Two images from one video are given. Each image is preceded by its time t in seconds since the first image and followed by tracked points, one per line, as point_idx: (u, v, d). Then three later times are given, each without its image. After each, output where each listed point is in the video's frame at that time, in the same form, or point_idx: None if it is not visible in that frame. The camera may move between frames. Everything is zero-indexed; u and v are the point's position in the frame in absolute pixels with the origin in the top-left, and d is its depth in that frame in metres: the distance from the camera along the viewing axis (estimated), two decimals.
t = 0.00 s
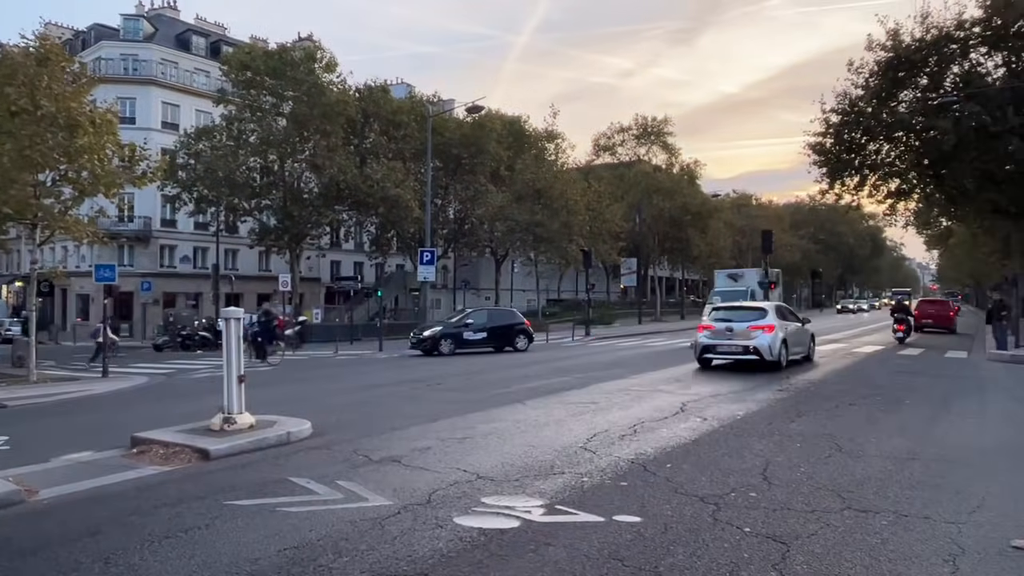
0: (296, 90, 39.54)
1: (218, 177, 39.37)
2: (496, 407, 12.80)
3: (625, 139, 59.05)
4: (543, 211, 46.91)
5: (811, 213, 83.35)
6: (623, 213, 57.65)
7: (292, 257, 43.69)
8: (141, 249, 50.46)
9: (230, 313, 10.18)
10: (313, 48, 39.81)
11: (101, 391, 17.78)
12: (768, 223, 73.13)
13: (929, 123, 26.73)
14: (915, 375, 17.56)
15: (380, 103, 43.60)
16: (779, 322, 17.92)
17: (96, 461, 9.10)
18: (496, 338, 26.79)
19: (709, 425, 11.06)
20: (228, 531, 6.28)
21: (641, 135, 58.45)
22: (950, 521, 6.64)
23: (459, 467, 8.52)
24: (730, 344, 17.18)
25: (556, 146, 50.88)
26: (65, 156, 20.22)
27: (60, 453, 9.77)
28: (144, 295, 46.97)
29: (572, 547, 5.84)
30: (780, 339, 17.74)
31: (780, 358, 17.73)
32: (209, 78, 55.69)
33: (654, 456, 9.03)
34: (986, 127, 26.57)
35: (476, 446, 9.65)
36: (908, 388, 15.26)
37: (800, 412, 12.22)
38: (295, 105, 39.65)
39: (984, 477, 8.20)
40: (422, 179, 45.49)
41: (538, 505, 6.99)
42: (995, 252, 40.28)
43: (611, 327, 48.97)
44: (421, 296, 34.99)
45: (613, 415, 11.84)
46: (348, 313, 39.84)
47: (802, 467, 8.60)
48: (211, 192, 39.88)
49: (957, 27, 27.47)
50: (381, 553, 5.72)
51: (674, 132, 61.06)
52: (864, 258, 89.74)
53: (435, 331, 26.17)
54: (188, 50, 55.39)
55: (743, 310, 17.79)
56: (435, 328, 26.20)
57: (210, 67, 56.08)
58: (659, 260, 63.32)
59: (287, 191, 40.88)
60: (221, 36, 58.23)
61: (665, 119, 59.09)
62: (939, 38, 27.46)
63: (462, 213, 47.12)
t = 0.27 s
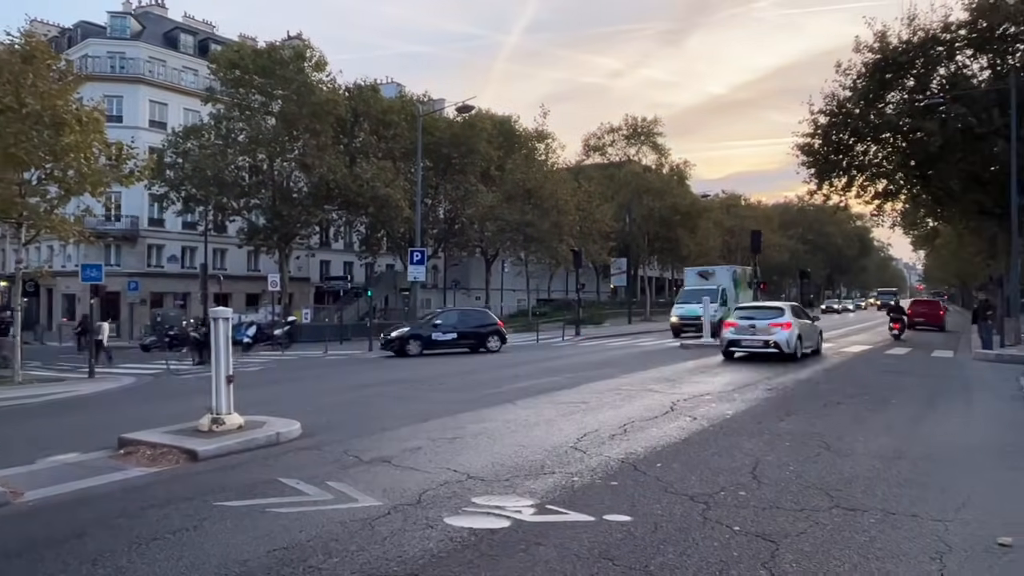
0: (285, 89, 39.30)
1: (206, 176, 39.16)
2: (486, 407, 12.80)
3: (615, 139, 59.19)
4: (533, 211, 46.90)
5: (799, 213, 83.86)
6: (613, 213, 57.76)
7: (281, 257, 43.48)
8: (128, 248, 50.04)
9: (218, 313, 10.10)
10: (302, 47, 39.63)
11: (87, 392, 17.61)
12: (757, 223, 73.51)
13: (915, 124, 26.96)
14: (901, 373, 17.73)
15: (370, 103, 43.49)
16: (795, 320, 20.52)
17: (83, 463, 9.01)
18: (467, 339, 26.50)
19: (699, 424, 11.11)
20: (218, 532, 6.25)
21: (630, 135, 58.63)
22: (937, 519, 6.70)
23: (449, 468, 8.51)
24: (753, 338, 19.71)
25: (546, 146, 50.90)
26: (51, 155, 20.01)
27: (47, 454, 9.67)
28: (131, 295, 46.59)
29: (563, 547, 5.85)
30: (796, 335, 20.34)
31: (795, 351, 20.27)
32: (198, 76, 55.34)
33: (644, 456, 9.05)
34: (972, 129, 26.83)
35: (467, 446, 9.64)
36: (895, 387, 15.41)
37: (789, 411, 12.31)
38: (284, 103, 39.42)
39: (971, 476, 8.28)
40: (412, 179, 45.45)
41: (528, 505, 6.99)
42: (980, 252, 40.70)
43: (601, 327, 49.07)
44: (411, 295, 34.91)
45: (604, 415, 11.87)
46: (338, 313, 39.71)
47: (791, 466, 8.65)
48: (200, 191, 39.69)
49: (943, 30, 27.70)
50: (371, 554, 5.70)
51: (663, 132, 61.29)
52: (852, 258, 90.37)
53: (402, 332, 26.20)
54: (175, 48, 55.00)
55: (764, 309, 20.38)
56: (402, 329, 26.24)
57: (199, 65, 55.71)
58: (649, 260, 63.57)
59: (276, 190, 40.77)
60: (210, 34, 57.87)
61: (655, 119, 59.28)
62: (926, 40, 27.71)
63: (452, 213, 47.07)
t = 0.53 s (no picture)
0: (276, 88, 39.10)
1: (197, 176, 38.99)
2: (477, 407, 12.81)
3: (607, 140, 59.33)
4: (526, 210, 46.91)
5: (789, 213, 84.29)
6: (605, 214, 57.84)
7: (273, 257, 43.32)
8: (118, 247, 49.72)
9: (209, 313, 10.04)
10: (294, 46, 39.48)
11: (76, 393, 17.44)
12: (748, 223, 73.85)
13: (905, 125, 27.13)
14: (892, 373, 17.84)
15: (362, 102, 43.43)
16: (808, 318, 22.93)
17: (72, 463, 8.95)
18: (437, 340, 26.50)
19: (690, 423, 11.16)
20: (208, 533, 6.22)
21: (623, 136, 58.75)
22: (926, 517, 6.75)
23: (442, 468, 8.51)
24: (770, 333, 22.11)
25: (538, 146, 50.96)
26: (39, 154, 19.84)
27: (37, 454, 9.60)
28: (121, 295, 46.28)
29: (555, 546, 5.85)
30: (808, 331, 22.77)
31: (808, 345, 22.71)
32: (188, 75, 55.05)
33: (635, 455, 9.07)
34: (961, 130, 27.03)
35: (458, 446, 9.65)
36: (885, 386, 15.51)
37: (779, 411, 12.40)
38: (276, 102, 39.23)
39: (960, 474, 8.36)
40: (404, 179, 45.37)
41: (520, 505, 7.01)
42: (968, 252, 40.97)
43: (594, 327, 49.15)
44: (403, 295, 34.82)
45: (595, 415, 11.91)
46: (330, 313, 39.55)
47: (781, 465, 8.69)
48: (190, 190, 39.54)
49: (933, 31, 27.86)
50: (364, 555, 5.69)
51: (655, 132, 61.44)
52: (842, 258, 90.77)
53: (369, 333, 26.07)
54: (166, 47, 54.69)
55: (780, 308, 22.76)
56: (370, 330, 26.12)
57: (189, 64, 55.41)
58: (641, 260, 63.73)
59: (267, 190, 40.66)
60: (200, 33, 57.59)
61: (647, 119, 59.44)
62: (915, 41, 27.88)
63: (444, 213, 47.06)
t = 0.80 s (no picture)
0: (269, 87, 38.88)
1: (190, 175, 38.83)
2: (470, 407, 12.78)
3: (601, 140, 59.40)
4: (520, 210, 46.90)
5: (783, 213, 84.56)
6: (599, 213, 57.84)
7: (266, 256, 43.18)
8: (111, 247, 49.47)
9: (201, 313, 9.99)
10: (287, 45, 39.23)
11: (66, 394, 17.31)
12: (742, 223, 74.06)
13: (897, 125, 27.27)
14: (885, 373, 17.91)
15: (355, 101, 43.34)
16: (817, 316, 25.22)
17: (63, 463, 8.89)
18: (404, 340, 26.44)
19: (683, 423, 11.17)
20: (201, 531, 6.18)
21: (617, 136, 58.84)
22: (919, 516, 6.77)
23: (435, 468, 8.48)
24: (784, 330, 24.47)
25: (532, 146, 50.98)
26: (31, 153, 19.70)
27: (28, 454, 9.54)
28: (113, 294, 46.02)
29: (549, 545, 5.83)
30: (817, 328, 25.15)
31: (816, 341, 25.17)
32: (181, 74, 54.85)
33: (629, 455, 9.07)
34: (953, 130, 27.17)
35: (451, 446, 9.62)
36: (878, 386, 15.58)
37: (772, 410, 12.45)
38: (269, 102, 39.01)
39: (951, 472, 8.42)
40: (398, 178, 45.30)
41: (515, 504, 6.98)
42: (960, 252, 41.17)
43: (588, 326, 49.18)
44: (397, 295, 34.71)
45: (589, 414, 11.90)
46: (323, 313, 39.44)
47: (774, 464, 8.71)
48: (183, 189, 39.42)
49: (925, 32, 28.01)
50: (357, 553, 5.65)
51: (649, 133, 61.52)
52: (835, 258, 91.07)
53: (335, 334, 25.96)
54: (159, 46, 54.47)
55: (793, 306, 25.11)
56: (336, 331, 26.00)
57: (182, 63, 55.22)
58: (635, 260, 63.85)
59: (260, 189, 40.61)
60: (193, 32, 57.36)
61: (641, 120, 59.54)
62: (908, 42, 28.02)
63: (438, 213, 47.03)
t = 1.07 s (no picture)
0: (266, 88, 38.90)
1: (185, 175, 38.72)
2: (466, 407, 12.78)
3: (597, 140, 59.44)
4: (516, 211, 46.89)
5: (778, 214, 84.77)
6: (596, 214, 57.87)
7: (262, 257, 43.11)
8: (106, 247, 49.35)
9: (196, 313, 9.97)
10: (283, 45, 39.26)
11: (62, 394, 17.28)
12: (738, 223, 74.23)
13: (892, 126, 27.36)
14: (880, 372, 17.96)
15: (351, 101, 43.32)
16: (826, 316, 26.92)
17: (57, 466, 8.84)
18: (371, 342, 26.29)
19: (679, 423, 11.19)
20: (199, 534, 6.18)
21: (613, 136, 59.02)
22: (913, 515, 6.83)
23: (432, 468, 8.49)
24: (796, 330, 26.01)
25: (529, 146, 51.02)
26: (25, 153, 19.60)
27: (22, 457, 9.48)
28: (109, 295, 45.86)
29: (547, 547, 5.86)
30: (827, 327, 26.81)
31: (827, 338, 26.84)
32: (177, 74, 54.72)
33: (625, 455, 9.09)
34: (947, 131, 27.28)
35: (448, 446, 9.63)
36: (874, 385, 15.61)
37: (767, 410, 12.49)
38: (265, 102, 39.02)
39: (945, 472, 8.47)
40: (394, 179, 45.33)
41: (512, 505, 6.99)
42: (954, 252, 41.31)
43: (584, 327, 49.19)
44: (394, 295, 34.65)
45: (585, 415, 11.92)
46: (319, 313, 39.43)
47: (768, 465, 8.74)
48: (179, 190, 39.38)
49: (920, 34, 28.15)
50: (354, 554, 5.67)
51: (645, 133, 61.67)
52: (831, 258, 91.35)
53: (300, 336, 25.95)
54: (154, 46, 54.34)
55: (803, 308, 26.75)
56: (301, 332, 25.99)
57: (178, 63, 55.07)
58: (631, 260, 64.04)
59: (257, 189, 40.56)
60: (189, 32, 57.24)
61: (638, 120, 59.61)
62: (902, 44, 28.17)
63: (435, 213, 46.97)
